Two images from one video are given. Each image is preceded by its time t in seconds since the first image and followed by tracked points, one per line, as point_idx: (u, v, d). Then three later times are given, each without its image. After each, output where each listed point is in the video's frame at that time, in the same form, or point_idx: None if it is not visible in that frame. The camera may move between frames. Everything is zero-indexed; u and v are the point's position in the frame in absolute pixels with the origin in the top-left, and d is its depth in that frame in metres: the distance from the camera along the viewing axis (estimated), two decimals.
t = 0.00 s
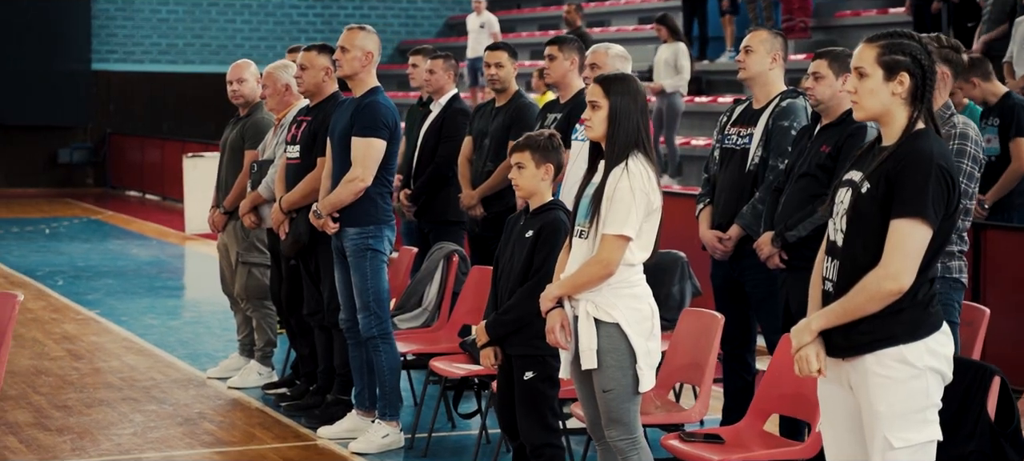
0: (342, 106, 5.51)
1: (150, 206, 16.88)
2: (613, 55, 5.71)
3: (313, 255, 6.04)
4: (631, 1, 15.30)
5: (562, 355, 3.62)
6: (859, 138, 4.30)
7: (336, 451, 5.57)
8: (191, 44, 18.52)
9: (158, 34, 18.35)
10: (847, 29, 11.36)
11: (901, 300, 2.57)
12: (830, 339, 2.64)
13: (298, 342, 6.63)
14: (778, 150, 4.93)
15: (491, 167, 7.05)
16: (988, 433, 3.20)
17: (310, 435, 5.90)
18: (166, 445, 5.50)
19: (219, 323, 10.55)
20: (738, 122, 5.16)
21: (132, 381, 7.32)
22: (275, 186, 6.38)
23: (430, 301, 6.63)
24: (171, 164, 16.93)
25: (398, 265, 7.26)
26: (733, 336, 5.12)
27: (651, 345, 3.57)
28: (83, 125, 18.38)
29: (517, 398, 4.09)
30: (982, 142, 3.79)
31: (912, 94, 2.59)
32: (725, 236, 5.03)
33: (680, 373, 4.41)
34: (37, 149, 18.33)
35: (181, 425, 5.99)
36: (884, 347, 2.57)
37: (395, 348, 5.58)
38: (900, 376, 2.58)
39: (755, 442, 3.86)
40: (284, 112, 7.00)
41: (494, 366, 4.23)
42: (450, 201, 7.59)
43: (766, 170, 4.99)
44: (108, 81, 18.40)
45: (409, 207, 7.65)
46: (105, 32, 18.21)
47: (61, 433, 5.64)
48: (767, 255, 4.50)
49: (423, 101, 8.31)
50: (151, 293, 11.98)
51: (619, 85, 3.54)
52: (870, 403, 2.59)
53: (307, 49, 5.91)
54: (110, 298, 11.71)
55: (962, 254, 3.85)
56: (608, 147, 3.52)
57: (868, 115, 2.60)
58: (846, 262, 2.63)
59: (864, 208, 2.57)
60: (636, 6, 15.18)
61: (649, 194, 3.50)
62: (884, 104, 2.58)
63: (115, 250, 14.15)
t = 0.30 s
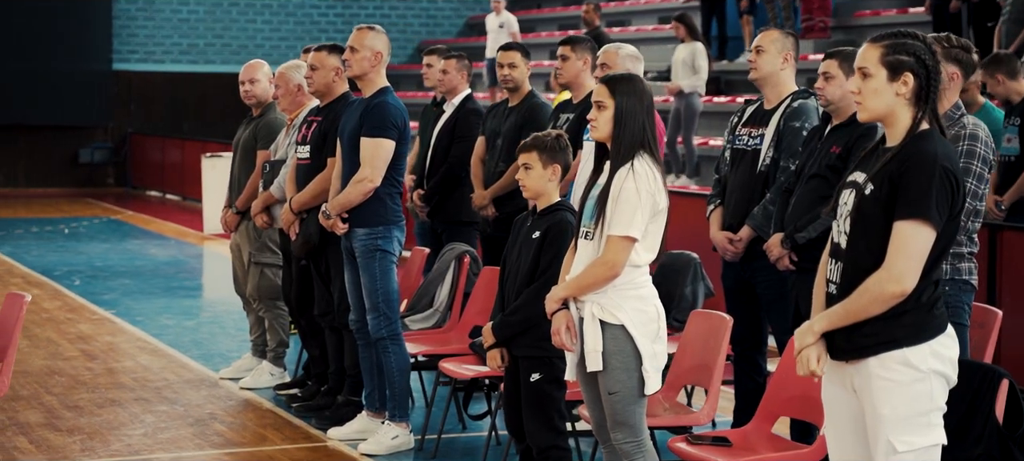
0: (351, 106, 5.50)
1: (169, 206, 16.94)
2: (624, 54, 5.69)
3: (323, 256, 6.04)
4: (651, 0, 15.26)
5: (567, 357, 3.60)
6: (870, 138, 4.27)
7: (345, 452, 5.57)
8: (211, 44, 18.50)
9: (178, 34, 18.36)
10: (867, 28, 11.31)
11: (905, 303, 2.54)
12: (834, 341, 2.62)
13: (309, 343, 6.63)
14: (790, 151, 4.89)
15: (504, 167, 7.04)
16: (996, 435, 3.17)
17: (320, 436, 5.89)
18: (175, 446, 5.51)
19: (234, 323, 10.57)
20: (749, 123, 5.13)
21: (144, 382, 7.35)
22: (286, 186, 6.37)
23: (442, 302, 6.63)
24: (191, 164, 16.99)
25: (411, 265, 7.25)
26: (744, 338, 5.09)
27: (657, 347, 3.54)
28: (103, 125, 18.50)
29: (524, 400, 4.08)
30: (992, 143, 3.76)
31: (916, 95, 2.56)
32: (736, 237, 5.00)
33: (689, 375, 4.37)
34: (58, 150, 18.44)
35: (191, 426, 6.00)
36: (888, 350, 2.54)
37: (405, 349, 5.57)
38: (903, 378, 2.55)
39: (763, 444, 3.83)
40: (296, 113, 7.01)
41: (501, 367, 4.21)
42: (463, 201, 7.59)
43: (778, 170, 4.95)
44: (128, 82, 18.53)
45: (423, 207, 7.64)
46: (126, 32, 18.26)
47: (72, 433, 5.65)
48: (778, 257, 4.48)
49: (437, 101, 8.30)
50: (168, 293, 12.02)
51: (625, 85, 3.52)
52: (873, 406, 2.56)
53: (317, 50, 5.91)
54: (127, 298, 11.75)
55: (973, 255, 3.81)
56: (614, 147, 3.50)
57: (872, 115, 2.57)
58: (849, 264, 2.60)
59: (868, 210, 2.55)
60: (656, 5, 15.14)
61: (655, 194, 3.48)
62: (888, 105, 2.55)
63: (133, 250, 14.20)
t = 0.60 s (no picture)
0: (356, 107, 5.50)
1: (186, 206, 16.99)
2: (629, 54, 5.70)
3: (329, 256, 6.03)
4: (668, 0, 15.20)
5: (568, 358, 3.58)
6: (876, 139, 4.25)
7: (350, 453, 5.56)
8: (228, 44, 18.51)
9: (196, 35, 18.38)
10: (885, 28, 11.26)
11: (902, 304, 2.52)
12: (832, 343, 2.59)
13: (316, 344, 6.63)
14: (796, 152, 4.86)
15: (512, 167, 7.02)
16: (998, 438, 3.13)
17: (326, 437, 5.89)
18: (180, 446, 5.52)
19: (245, 324, 10.58)
20: (756, 123, 5.09)
21: (153, 382, 7.36)
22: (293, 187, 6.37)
23: (449, 302, 6.62)
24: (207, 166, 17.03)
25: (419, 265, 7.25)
26: (751, 339, 5.06)
27: (658, 348, 3.52)
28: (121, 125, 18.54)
29: (525, 401, 4.07)
30: (996, 143, 3.75)
31: (914, 94, 2.54)
32: (742, 238, 4.97)
33: (692, 376, 4.35)
34: (75, 150, 18.51)
35: (197, 427, 6.01)
36: (885, 352, 2.52)
37: (410, 350, 5.56)
38: (901, 381, 2.52)
39: (765, 447, 3.81)
40: (304, 113, 7.02)
41: (503, 369, 4.20)
42: (472, 202, 7.58)
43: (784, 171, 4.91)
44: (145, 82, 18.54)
45: (432, 208, 7.64)
46: (143, 32, 18.28)
47: (78, 434, 5.66)
48: (783, 258, 4.46)
49: (446, 101, 8.30)
50: (180, 293, 12.05)
51: (625, 85, 3.50)
52: (870, 408, 2.54)
53: (323, 50, 5.92)
54: (139, 298, 11.77)
55: (977, 256, 3.79)
56: (614, 148, 3.48)
57: (870, 116, 2.54)
58: (846, 266, 2.57)
59: (865, 212, 2.52)
60: (673, 5, 15.07)
61: (655, 195, 3.46)
62: (886, 105, 2.52)
63: (148, 250, 14.25)
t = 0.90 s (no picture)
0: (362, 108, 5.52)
1: (206, 206, 17.06)
2: (636, 54, 5.70)
3: (336, 258, 6.03)
4: None
5: (568, 361, 3.57)
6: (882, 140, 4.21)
7: (356, 455, 5.56)
8: (249, 45, 18.52)
9: (216, 35, 18.41)
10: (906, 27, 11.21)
11: (898, 308, 2.49)
12: (828, 348, 2.57)
13: (325, 345, 6.64)
14: (802, 153, 4.81)
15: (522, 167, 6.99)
16: (1000, 443, 3.09)
17: (333, 438, 5.88)
18: (187, 448, 5.53)
19: (258, 324, 10.61)
20: (763, 124, 5.05)
21: (163, 383, 7.38)
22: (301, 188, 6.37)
23: (458, 303, 6.60)
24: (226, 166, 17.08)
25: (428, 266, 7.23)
26: (758, 341, 5.02)
27: (658, 350, 3.50)
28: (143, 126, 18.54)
29: (527, 404, 4.05)
30: (1001, 145, 3.73)
31: (909, 96, 2.52)
32: (748, 240, 4.90)
33: (696, 379, 4.32)
34: (95, 150, 18.66)
35: (205, 428, 6.02)
36: (881, 356, 2.49)
37: (417, 352, 5.56)
38: (896, 385, 2.49)
39: (768, 450, 3.78)
40: (313, 113, 7.04)
41: (505, 371, 4.19)
42: (482, 203, 7.57)
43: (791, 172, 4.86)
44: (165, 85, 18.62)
45: (443, 208, 7.65)
46: (164, 32, 18.28)
47: (85, 435, 5.68)
48: (788, 260, 4.42)
49: (457, 101, 8.30)
50: (194, 294, 12.08)
51: (626, 86, 3.48)
52: (866, 413, 2.51)
53: (330, 51, 5.93)
54: (154, 299, 11.80)
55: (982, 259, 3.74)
56: (613, 149, 3.46)
57: (866, 117, 2.53)
58: (842, 269, 2.55)
59: (860, 214, 2.50)
60: (693, 4, 15.01)
61: (655, 196, 3.44)
62: (881, 106, 2.51)
63: (166, 250, 14.32)
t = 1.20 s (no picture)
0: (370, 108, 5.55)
1: (226, 207, 17.13)
2: (644, 55, 5.68)
3: (345, 259, 6.03)
4: None
5: (569, 362, 3.56)
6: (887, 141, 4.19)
7: (363, 456, 5.55)
8: (269, 46, 18.67)
9: (237, 36, 18.54)
10: (924, 28, 11.20)
11: (894, 311, 2.46)
12: (825, 349, 2.54)
13: (336, 346, 6.65)
14: (810, 153, 4.78)
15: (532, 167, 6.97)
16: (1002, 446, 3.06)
17: (341, 439, 5.88)
18: (194, 448, 5.54)
19: (272, 325, 10.63)
20: (771, 124, 5.02)
21: (175, 383, 7.41)
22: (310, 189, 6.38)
23: (467, 304, 6.59)
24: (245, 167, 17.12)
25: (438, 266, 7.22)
26: (766, 342, 5.00)
27: (659, 352, 3.48)
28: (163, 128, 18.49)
29: (530, 405, 4.03)
30: (1006, 145, 3.71)
31: (906, 95, 2.52)
32: (755, 240, 4.88)
33: (701, 381, 4.30)
34: (117, 152, 18.63)
35: (213, 429, 6.03)
36: (877, 358, 2.46)
37: (424, 353, 5.57)
38: (892, 387, 2.47)
39: (771, 452, 3.76)
40: (324, 114, 7.06)
41: (509, 372, 4.17)
42: (494, 204, 7.55)
43: (798, 173, 4.83)
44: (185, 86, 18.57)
45: (454, 209, 7.65)
46: (185, 33, 18.35)
47: (94, 435, 5.70)
48: (794, 261, 4.40)
49: (469, 101, 8.29)
50: (210, 294, 12.11)
51: (627, 86, 3.46)
52: (862, 416, 2.48)
53: (338, 51, 5.92)
54: (169, 299, 11.85)
55: (988, 260, 3.72)
56: (615, 150, 3.44)
57: (862, 117, 2.52)
58: (839, 269, 2.52)
59: (856, 215, 2.47)
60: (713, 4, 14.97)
61: (655, 198, 3.42)
62: (878, 106, 2.50)
63: (183, 250, 14.37)
